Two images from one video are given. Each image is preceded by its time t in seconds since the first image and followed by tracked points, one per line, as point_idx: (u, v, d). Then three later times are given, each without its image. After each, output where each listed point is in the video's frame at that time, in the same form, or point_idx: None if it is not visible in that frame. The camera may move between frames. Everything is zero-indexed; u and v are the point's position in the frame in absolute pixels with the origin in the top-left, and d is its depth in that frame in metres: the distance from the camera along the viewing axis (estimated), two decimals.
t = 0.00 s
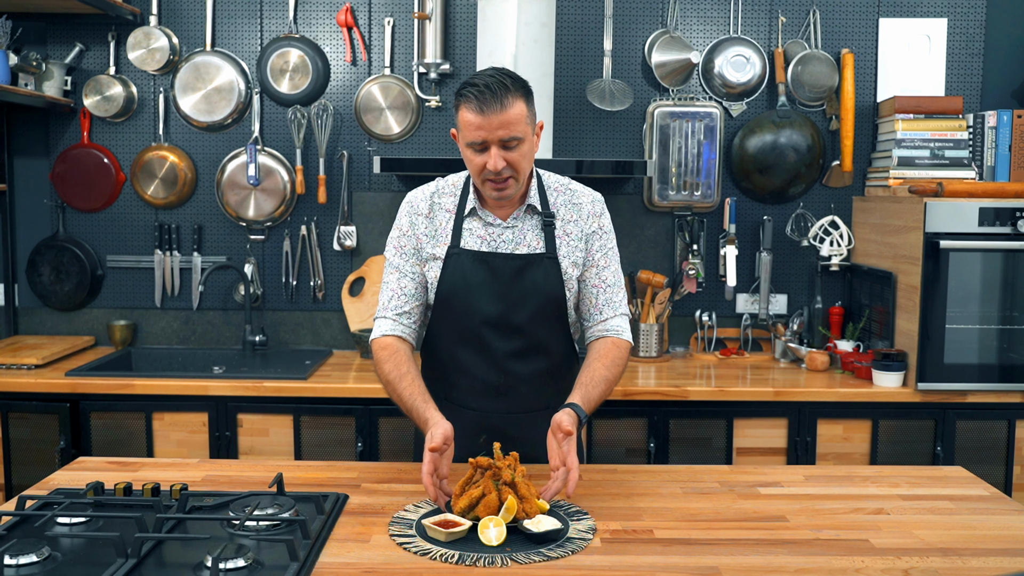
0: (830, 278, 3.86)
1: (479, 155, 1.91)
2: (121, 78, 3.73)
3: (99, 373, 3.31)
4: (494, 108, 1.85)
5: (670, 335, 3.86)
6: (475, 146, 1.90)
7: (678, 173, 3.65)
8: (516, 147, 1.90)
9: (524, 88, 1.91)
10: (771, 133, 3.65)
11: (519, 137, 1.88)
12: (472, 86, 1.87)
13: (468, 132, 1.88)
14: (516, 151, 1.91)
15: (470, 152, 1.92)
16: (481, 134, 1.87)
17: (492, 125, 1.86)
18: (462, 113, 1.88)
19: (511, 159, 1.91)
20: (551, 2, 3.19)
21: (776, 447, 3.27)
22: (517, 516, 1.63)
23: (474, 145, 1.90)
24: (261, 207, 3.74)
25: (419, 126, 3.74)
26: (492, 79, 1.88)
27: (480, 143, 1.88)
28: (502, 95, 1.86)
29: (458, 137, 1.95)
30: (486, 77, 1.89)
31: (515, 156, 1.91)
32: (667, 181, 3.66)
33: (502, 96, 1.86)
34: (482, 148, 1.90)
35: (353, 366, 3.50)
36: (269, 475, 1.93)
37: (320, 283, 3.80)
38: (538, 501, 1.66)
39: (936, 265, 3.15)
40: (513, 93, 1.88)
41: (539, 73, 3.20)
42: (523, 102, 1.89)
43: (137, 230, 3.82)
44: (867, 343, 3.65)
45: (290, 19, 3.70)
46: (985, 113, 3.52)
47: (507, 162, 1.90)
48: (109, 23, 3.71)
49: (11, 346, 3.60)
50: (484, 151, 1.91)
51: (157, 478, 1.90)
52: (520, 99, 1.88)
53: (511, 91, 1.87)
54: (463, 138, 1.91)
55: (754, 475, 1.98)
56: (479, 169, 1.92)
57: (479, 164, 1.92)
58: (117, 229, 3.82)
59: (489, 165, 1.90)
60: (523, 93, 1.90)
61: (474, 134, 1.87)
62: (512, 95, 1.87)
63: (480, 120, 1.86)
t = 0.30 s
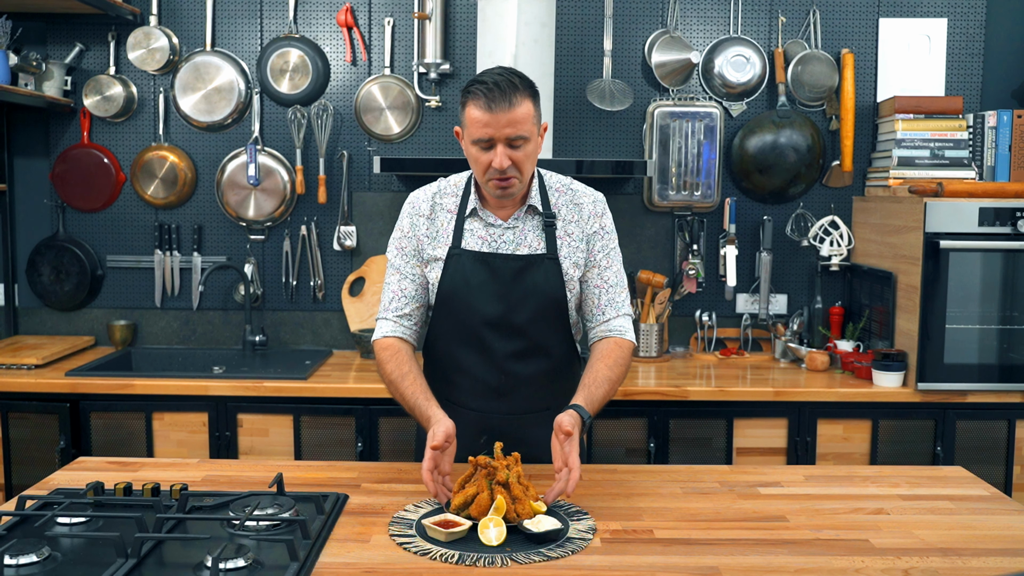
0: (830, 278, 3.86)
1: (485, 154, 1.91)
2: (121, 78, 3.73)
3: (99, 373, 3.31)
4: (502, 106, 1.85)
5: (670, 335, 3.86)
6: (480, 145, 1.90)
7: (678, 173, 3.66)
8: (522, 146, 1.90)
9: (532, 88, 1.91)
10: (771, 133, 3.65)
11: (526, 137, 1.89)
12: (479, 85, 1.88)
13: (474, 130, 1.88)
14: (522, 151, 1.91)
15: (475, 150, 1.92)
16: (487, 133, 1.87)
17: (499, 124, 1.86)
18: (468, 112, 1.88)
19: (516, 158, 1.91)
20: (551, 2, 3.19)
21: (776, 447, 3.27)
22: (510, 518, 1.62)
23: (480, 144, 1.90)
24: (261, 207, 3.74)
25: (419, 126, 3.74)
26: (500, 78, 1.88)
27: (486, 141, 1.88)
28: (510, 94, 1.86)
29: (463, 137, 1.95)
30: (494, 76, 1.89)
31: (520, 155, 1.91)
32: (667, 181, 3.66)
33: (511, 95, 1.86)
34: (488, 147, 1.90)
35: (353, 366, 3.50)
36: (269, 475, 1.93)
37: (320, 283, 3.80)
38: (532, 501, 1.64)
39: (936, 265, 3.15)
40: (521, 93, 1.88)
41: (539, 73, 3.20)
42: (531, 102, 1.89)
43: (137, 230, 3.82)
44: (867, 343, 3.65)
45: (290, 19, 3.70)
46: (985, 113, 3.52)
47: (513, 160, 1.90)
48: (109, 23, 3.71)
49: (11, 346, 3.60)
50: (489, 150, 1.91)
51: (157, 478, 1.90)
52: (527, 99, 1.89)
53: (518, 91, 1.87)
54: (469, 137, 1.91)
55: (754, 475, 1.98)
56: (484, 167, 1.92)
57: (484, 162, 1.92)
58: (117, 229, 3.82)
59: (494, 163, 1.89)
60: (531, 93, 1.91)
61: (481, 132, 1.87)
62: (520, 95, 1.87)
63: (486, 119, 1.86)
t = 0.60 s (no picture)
0: (830, 278, 3.86)
1: (498, 137, 1.92)
2: (121, 78, 3.73)
3: (100, 373, 3.31)
4: (521, 88, 1.89)
5: (670, 335, 3.86)
6: (496, 126, 1.92)
7: (678, 173, 3.66)
8: (537, 133, 1.92)
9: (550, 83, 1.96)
10: (771, 133, 3.65)
11: (541, 122, 1.91)
12: (504, 68, 1.92)
13: (491, 110, 1.90)
14: (536, 138, 1.92)
15: (488, 133, 1.93)
16: (506, 111, 1.89)
17: (517, 104, 1.89)
18: (489, 91, 1.91)
19: (529, 144, 1.92)
20: (551, 2, 3.19)
21: (776, 447, 3.27)
22: (510, 518, 1.62)
23: (496, 124, 1.91)
24: (261, 207, 3.74)
25: (419, 126, 3.74)
26: (523, 67, 1.93)
27: (502, 121, 1.90)
28: (531, 78, 1.90)
29: (478, 122, 1.97)
30: (515, 64, 1.94)
31: (534, 142, 1.92)
32: (667, 181, 3.67)
33: (531, 80, 1.90)
34: (503, 128, 1.91)
35: (353, 366, 3.50)
36: (269, 475, 1.93)
37: (320, 283, 3.80)
38: (532, 501, 1.64)
39: (936, 265, 3.15)
40: (541, 82, 1.93)
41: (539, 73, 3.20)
42: (549, 93, 1.93)
43: (137, 230, 3.82)
44: (867, 343, 3.65)
45: (290, 19, 3.70)
46: (985, 113, 3.52)
47: (526, 146, 1.91)
48: (109, 23, 3.71)
49: (11, 346, 3.60)
50: (504, 134, 1.92)
51: (157, 478, 1.90)
52: (547, 90, 1.93)
53: (540, 80, 1.91)
54: (485, 119, 1.93)
55: (754, 475, 1.98)
56: (496, 149, 1.92)
57: (497, 145, 1.92)
58: (117, 229, 3.82)
59: (508, 144, 1.90)
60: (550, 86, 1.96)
61: (498, 111, 1.89)
62: (540, 82, 1.92)
63: (507, 96, 1.89)
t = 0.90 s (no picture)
0: (830, 278, 3.86)
1: (510, 142, 1.92)
2: (121, 78, 3.73)
3: (100, 373, 3.31)
4: (536, 94, 1.88)
5: (670, 335, 3.86)
6: (508, 131, 1.91)
7: (678, 173, 3.66)
8: (549, 139, 1.92)
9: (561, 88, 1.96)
10: (771, 133, 3.65)
11: (553, 129, 1.91)
12: (517, 72, 1.91)
13: (504, 114, 1.90)
14: (548, 144, 1.92)
15: (500, 138, 1.93)
16: (520, 116, 1.89)
17: (531, 110, 1.88)
18: (502, 95, 1.90)
19: (541, 151, 1.92)
20: (551, 2, 3.19)
21: (776, 447, 3.27)
22: (510, 518, 1.62)
23: (509, 128, 1.91)
24: (261, 207, 3.74)
25: (419, 126, 3.74)
26: (537, 72, 1.93)
27: (515, 126, 1.90)
28: (545, 84, 1.90)
29: (488, 125, 1.96)
30: (528, 67, 1.93)
31: (546, 148, 1.92)
32: (667, 181, 3.67)
33: (546, 86, 1.90)
34: (516, 133, 1.91)
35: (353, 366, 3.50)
36: (269, 475, 1.93)
37: (320, 283, 3.80)
38: (532, 501, 1.64)
39: (936, 265, 3.15)
40: (555, 88, 1.92)
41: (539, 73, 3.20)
42: (561, 99, 1.93)
43: (137, 230, 3.82)
44: (867, 343, 3.65)
45: (290, 19, 3.70)
46: (985, 113, 3.52)
47: (539, 152, 1.91)
48: (109, 23, 3.71)
49: (11, 346, 3.60)
50: (517, 138, 1.92)
51: (157, 478, 1.90)
52: (560, 96, 1.93)
53: (554, 85, 1.92)
54: (497, 123, 1.92)
55: (754, 475, 1.98)
56: (508, 154, 1.91)
57: (508, 150, 1.92)
58: (117, 229, 3.82)
59: (521, 150, 1.90)
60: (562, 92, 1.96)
61: (511, 116, 1.89)
62: (554, 88, 1.91)
63: (521, 101, 1.88)
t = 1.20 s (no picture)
0: (830, 278, 3.86)
1: (518, 167, 1.91)
2: (121, 78, 3.73)
3: (99, 373, 3.31)
4: (545, 120, 1.87)
5: (670, 335, 3.86)
6: (517, 156, 1.90)
7: (678, 173, 3.66)
8: (557, 166, 1.91)
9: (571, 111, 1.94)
10: (771, 133, 3.65)
11: (562, 155, 1.90)
12: (527, 95, 1.90)
13: (512, 139, 1.89)
14: (555, 171, 1.91)
15: (508, 163, 1.92)
16: (528, 142, 1.88)
17: (540, 136, 1.87)
18: (511, 119, 1.89)
19: (549, 177, 1.91)
20: (551, 2, 3.19)
21: (776, 447, 3.27)
22: (510, 518, 1.62)
23: (517, 153, 1.90)
24: (261, 207, 3.74)
25: (419, 126, 3.74)
26: (547, 95, 1.91)
27: (523, 152, 1.89)
28: (555, 110, 1.88)
29: (497, 148, 1.95)
30: (538, 90, 1.91)
31: (554, 175, 1.91)
32: (667, 181, 3.67)
33: (555, 111, 1.88)
34: (524, 159, 1.90)
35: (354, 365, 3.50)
36: (269, 475, 1.93)
37: (320, 283, 3.80)
38: (532, 501, 1.64)
39: (936, 265, 3.15)
40: (565, 113, 1.90)
41: (539, 74, 3.20)
42: (571, 124, 1.91)
43: (137, 230, 3.82)
44: (867, 343, 3.65)
45: (290, 19, 3.70)
46: (985, 113, 3.52)
47: (546, 179, 1.90)
48: (109, 23, 3.71)
49: (11, 346, 3.60)
50: (524, 164, 1.90)
51: (157, 478, 1.90)
52: (570, 121, 1.91)
53: (564, 111, 1.90)
54: (505, 147, 1.91)
55: (754, 475, 1.98)
56: (515, 180, 1.91)
57: (516, 176, 1.91)
58: (118, 229, 3.82)
59: (528, 177, 1.89)
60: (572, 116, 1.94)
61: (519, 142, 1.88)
62: (564, 114, 1.90)
63: (530, 127, 1.87)
